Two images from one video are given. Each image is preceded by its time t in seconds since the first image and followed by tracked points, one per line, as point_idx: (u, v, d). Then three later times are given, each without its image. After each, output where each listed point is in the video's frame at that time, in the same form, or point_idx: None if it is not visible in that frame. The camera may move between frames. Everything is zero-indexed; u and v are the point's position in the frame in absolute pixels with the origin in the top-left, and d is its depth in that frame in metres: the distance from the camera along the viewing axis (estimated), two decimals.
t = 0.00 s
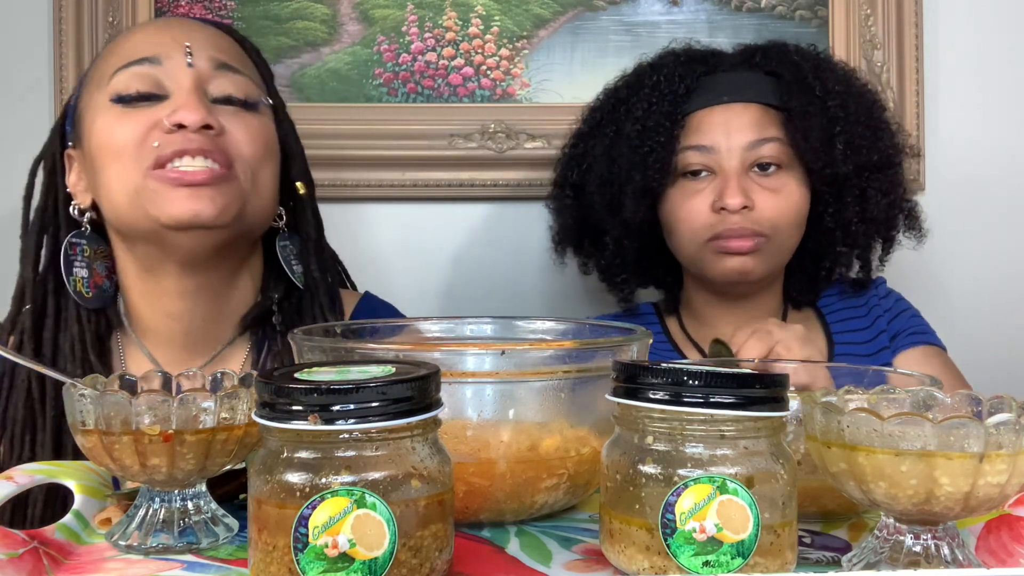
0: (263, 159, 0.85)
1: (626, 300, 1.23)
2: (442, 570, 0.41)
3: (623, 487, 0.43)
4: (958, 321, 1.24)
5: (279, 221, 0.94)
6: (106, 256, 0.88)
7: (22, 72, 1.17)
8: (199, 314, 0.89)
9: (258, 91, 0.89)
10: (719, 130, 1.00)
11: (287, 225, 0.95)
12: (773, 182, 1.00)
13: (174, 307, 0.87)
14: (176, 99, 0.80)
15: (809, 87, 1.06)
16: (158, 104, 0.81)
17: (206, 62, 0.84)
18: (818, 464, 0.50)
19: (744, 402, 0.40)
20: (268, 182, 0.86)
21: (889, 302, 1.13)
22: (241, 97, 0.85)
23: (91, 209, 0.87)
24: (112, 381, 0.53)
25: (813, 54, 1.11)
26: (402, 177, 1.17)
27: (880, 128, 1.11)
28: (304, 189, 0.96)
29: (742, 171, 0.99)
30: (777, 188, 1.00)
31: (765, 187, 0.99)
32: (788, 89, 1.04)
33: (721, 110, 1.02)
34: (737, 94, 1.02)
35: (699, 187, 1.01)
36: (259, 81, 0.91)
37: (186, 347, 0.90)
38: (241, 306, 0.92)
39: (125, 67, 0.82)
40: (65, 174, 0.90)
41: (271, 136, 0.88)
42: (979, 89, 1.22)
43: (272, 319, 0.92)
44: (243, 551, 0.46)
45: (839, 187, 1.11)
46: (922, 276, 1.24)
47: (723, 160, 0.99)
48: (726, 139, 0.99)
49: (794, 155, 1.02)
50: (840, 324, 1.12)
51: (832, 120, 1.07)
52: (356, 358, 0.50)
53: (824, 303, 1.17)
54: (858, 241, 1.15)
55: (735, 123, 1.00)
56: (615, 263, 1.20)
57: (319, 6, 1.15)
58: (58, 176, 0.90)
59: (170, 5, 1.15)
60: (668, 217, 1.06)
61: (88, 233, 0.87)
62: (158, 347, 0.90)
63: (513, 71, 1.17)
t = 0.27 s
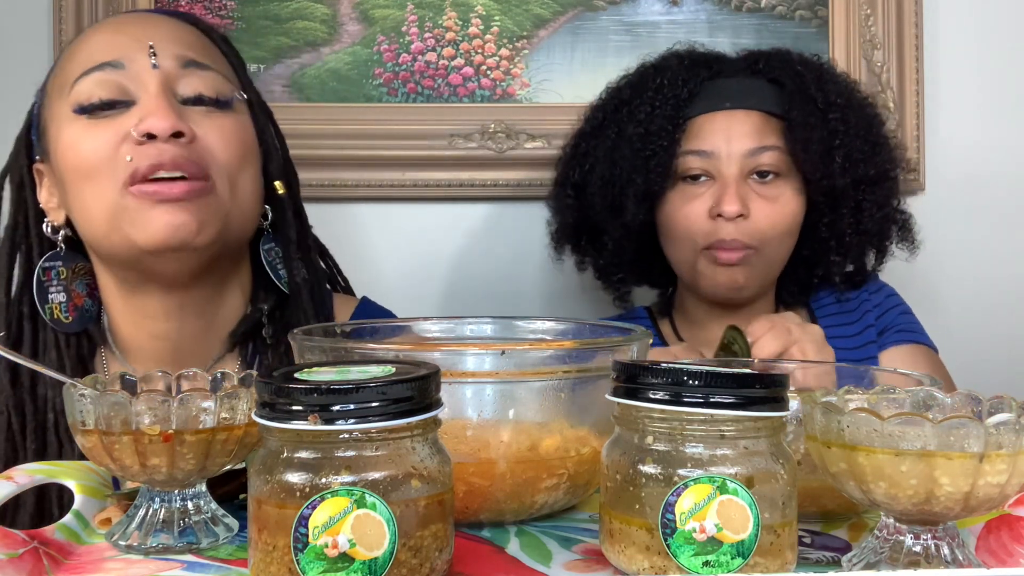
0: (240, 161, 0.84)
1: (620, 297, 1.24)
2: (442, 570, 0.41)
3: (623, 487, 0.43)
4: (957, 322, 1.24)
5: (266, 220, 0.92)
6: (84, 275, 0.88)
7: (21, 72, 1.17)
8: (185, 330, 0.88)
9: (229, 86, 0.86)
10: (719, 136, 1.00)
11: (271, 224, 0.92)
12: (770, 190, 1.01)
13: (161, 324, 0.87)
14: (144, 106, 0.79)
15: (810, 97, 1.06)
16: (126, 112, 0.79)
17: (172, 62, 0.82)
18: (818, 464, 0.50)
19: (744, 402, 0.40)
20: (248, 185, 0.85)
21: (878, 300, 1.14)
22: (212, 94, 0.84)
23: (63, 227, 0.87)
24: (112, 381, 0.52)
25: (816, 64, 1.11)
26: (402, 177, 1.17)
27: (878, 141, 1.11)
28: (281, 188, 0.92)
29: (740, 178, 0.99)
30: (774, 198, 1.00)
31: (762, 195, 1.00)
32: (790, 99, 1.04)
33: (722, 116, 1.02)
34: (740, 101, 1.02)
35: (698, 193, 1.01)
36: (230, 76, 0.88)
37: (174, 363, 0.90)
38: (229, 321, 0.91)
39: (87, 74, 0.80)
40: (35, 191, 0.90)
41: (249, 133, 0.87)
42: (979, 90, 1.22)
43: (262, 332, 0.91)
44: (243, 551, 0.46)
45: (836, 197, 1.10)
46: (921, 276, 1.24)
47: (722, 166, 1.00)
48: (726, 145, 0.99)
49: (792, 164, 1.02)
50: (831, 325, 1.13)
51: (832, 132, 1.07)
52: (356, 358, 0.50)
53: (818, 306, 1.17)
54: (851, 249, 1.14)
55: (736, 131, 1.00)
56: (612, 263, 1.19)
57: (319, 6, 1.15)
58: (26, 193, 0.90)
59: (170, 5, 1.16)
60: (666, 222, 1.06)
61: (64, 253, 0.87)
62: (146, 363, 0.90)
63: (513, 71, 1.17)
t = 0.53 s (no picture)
0: (232, 174, 0.82)
1: (615, 301, 1.24)
2: (442, 570, 0.41)
3: (623, 487, 0.43)
4: (957, 322, 1.24)
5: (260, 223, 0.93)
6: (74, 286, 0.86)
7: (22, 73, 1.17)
8: (181, 344, 0.88)
9: (220, 94, 0.85)
10: (709, 136, 1.00)
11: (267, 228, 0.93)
12: (762, 187, 1.01)
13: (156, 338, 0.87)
14: (132, 119, 0.77)
15: (796, 92, 1.06)
16: (114, 126, 0.78)
17: (159, 70, 0.80)
18: (818, 464, 0.50)
19: (744, 402, 0.40)
20: (241, 198, 0.84)
21: (877, 305, 1.12)
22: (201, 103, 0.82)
23: (52, 235, 0.86)
24: (113, 381, 0.53)
25: (800, 61, 1.11)
26: (402, 177, 1.17)
27: (867, 133, 1.11)
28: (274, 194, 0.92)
29: (731, 176, 0.99)
30: (768, 193, 1.01)
31: (755, 192, 1.00)
32: (776, 96, 1.04)
33: (710, 117, 1.02)
34: (726, 100, 1.02)
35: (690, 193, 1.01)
36: (221, 82, 0.87)
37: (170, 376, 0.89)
38: (224, 335, 0.90)
39: (73, 84, 0.79)
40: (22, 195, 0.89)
41: (241, 141, 0.85)
42: (979, 89, 1.22)
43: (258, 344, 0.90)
44: (243, 551, 0.46)
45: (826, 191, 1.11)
46: (922, 277, 1.24)
47: (713, 165, 0.99)
48: (717, 145, 0.99)
49: (783, 160, 1.02)
50: (830, 329, 1.12)
51: (821, 126, 1.07)
52: (354, 358, 0.50)
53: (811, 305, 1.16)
54: (844, 243, 1.15)
55: (724, 130, 1.00)
56: (607, 264, 1.20)
57: (319, 6, 1.15)
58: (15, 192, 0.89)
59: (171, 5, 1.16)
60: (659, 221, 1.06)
61: (53, 266, 0.85)
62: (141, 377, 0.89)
63: (513, 71, 1.17)
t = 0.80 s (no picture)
0: (229, 191, 0.82)
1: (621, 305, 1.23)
2: (442, 570, 0.41)
3: (623, 487, 0.43)
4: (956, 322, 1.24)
5: (260, 231, 0.90)
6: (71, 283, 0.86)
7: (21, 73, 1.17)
8: (171, 351, 0.88)
9: (223, 105, 0.84)
10: (705, 137, 1.00)
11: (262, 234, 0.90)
12: (761, 186, 1.01)
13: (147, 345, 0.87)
14: (130, 129, 0.77)
15: (789, 90, 1.06)
16: (113, 135, 0.77)
17: (162, 79, 0.79)
18: (818, 464, 0.50)
19: (744, 402, 0.40)
20: (237, 213, 0.83)
21: (865, 293, 1.14)
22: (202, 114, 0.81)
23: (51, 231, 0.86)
24: (113, 380, 0.52)
25: (790, 58, 1.11)
26: (402, 177, 1.17)
27: (860, 126, 1.12)
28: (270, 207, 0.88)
29: (730, 176, 0.99)
30: (767, 192, 1.01)
31: (754, 191, 1.00)
32: (769, 95, 1.04)
33: (704, 119, 1.01)
34: (719, 101, 1.02)
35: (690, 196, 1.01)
36: (227, 92, 0.85)
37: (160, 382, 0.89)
38: (215, 345, 0.90)
39: (75, 87, 0.78)
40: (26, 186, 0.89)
41: (242, 153, 0.84)
42: (979, 89, 1.22)
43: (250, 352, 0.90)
44: (243, 551, 0.46)
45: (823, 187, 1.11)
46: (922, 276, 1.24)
47: (711, 167, 0.99)
48: (713, 146, 0.99)
49: (779, 159, 1.02)
50: (824, 329, 1.11)
51: (815, 123, 1.07)
52: (354, 358, 0.50)
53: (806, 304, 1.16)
54: (845, 238, 1.14)
55: (719, 131, 1.00)
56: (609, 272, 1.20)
57: (319, 6, 1.15)
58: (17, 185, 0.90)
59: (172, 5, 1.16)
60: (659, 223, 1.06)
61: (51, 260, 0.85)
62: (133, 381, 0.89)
63: (513, 71, 1.17)
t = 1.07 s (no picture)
0: (233, 195, 0.82)
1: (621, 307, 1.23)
2: (442, 570, 0.41)
3: (623, 487, 0.43)
4: (956, 322, 1.24)
5: (266, 233, 0.91)
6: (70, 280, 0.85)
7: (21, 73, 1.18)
8: (172, 348, 0.88)
9: (232, 110, 0.84)
10: (706, 147, 1.00)
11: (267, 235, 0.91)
12: (762, 196, 1.01)
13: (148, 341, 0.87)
14: (138, 132, 0.77)
15: (792, 101, 1.06)
16: (121, 136, 0.77)
17: (173, 82, 0.80)
18: (818, 464, 0.50)
19: (744, 402, 0.40)
20: (242, 218, 0.83)
21: (862, 296, 1.14)
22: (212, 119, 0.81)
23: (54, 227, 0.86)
24: (112, 381, 0.52)
25: (794, 66, 1.11)
26: (401, 177, 1.17)
27: (863, 139, 1.12)
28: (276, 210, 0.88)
29: (731, 187, 0.99)
30: (767, 201, 1.01)
31: (755, 201, 1.00)
32: (772, 104, 1.04)
33: (707, 128, 1.01)
34: (723, 111, 1.02)
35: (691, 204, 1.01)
36: (237, 97, 0.85)
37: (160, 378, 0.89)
38: (217, 343, 0.89)
39: (87, 88, 0.79)
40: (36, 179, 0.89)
41: (249, 159, 0.84)
42: (978, 89, 1.22)
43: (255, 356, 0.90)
44: (243, 551, 0.46)
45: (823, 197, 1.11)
46: (923, 275, 1.24)
47: (713, 176, 1.00)
48: (715, 155, 1.00)
49: (781, 170, 1.02)
50: (822, 331, 1.11)
51: (816, 136, 1.07)
52: (354, 359, 0.50)
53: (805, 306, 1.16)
54: (843, 246, 1.15)
55: (721, 140, 1.00)
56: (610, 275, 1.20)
57: (319, 6, 1.15)
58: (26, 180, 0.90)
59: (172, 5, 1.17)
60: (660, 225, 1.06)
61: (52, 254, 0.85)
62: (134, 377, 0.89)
63: (513, 71, 1.17)
